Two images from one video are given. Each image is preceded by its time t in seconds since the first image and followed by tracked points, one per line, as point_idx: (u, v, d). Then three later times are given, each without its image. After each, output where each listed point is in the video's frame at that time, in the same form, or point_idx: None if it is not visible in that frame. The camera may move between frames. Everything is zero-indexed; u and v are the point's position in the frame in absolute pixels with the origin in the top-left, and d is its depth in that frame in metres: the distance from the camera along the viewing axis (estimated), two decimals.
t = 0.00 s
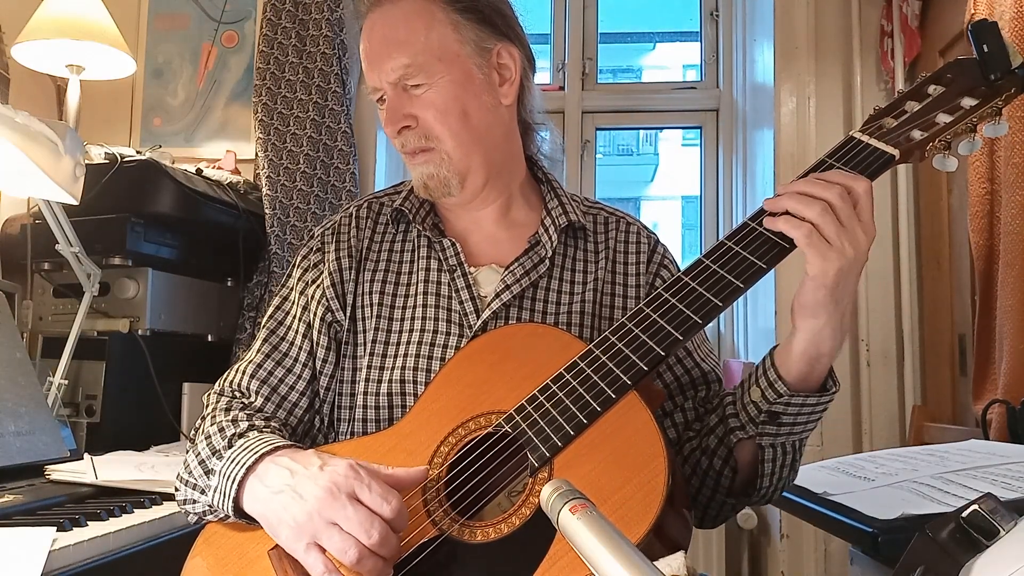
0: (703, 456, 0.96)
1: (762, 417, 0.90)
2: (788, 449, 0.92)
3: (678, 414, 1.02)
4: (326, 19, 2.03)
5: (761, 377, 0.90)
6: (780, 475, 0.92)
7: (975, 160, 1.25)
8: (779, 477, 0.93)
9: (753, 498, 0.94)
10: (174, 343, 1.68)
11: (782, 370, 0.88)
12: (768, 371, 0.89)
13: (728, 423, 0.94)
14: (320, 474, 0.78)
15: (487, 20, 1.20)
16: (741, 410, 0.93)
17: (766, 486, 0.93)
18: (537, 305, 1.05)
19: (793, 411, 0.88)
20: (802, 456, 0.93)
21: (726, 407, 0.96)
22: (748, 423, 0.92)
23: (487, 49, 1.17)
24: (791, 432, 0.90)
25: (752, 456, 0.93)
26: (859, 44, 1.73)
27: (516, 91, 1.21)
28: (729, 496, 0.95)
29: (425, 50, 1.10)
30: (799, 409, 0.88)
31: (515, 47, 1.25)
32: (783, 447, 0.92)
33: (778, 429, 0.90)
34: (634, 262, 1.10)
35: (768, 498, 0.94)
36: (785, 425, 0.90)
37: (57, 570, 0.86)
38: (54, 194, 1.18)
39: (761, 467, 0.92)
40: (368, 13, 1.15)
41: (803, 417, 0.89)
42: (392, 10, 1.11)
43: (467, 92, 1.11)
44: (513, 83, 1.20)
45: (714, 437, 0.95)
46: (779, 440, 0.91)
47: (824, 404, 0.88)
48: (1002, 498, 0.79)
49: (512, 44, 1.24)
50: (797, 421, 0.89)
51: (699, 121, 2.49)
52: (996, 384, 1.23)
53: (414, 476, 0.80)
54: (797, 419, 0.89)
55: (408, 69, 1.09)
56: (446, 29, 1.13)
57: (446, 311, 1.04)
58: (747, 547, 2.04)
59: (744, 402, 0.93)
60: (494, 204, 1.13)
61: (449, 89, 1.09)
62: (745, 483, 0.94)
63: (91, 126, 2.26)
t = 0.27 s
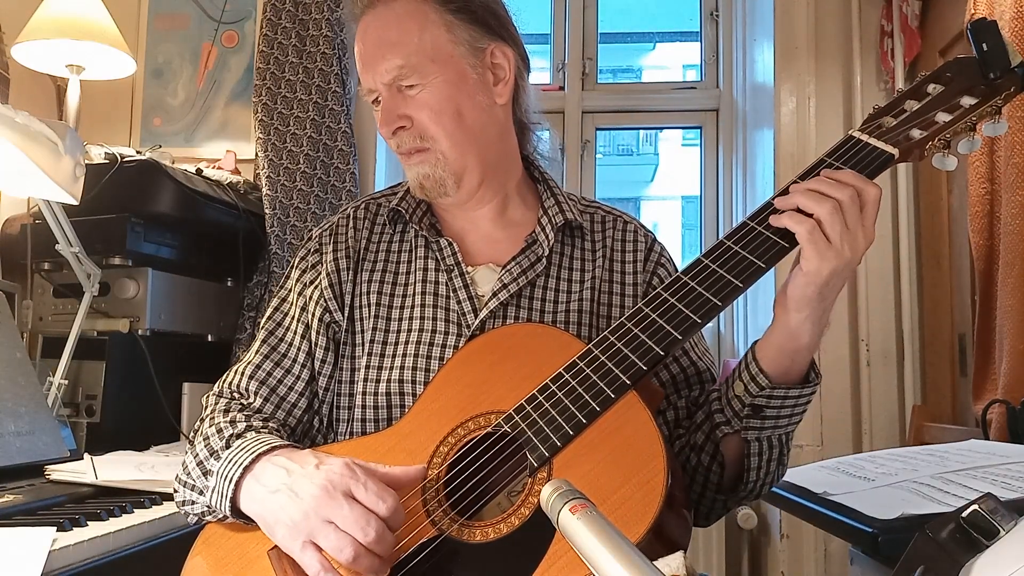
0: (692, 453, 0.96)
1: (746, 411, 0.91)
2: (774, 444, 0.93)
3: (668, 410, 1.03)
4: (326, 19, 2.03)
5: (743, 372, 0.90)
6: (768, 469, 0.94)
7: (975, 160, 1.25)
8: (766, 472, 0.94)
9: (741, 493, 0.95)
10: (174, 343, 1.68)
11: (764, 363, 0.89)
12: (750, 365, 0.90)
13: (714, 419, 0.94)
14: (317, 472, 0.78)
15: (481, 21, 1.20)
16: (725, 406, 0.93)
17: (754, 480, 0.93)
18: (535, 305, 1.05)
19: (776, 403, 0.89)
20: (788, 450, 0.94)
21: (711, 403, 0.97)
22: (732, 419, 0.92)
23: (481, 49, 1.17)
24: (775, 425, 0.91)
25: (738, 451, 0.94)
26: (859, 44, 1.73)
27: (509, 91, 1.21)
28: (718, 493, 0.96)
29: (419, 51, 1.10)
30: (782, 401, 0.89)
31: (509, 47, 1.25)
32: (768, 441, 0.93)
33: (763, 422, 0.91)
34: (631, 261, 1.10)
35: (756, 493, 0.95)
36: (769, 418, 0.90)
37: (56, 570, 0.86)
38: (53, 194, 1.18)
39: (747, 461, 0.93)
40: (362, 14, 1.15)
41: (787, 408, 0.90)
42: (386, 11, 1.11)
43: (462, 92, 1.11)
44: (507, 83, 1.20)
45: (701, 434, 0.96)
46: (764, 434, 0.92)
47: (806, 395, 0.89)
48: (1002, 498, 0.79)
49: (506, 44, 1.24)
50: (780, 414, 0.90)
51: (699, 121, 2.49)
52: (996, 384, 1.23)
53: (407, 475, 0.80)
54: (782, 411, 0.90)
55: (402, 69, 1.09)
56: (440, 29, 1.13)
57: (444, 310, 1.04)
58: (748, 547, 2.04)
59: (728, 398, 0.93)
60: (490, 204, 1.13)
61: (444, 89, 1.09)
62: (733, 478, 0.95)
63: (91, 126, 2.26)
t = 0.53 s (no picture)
0: (701, 453, 0.96)
1: (758, 415, 0.90)
2: (786, 447, 0.92)
3: (673, 411, 1.03)
4: (326, 19, 2.03)
5: (757, 375, 0.89)
6: (780, 472, 0.94)
7: (975, 160, 1.25)
8: (777, 475, 0.94)
9: (751, 495, 0.95)
10: (174, 344, 1.68)
11: (779, 368, 0.88)
12: (764, 370, 0.89)
13: (725, 421, 0.94)
14: (319, 476, 0.78)
15: (481, 20, 1.20)
16: (737, 408, 0.93)
17: (765, 483, 0.94)
18: (535, 305, 1.05)
19: (789, 409, 0.88)
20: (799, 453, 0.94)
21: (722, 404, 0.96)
22: (744, 422, 0.92)
23: (481, 49, 1.17)
24: (788, 430, 0.90)
25: (750, 454, 0.94)
26: (859, 44, 1.73)
27: (510, 91, 1.21)
28: (726, 494, 0.96)
29: (419, 51, 1.10)
30: (795, 408, 0.88)
31: (509, 46, 1.25)
32: (780, 445, 0.92)
33: (775, 427, 0.90)
34: (631, 260, 1.10)
35: (766, 495, 0.95)
36: (781, 423, 0.90)
37: (56, 570, 0.86)
38: (53, 194, 1.18)
39: (759, 465, 0.93)
40: (362, 15, 1.15)
41: (800, 416, 0.89)
42: (385, 11, 1.11)
43: (462, 92, 1.11)
44: (507, 83, 1.20)
45: (710, 435, 0.96)
46: (775, 438, 0.91)
47: (820, 403, 0.88)
48: (1002, 498, 0.79)
49: (506, 44, 1.24)
50: (793, 419, 0.89)
51: (699, 121, 2.49)
52: (996, 384, 1.23)
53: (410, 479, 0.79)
54: (794, 417, 0.89)
55: (402, 69, 1.09)
56: (440, 29, 1.13)
57: (444, 310, 1.04)
58: (748, 547, 2.04)
59: (739, 401, 0.92)
60: (490, 203, 1.13)
61: (443, 89, 1.09)
62: (743, 481, 0.95)
63: (91, 126, 2.26)
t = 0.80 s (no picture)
0: (698, 455, 0.96)
1: (756, 418, 0.90)
2: (784, 449, 0.93)
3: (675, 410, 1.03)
4: (327, 19, 2.03)
5: (754, 379, 0.90)
6: (776, 475, 0.93)
7: (975, 160, 1.25)
8: (775, 477, 0.93)
9: (748, 497, 0.94)
10: (174, 343, 1.68)
11: (777, 373, 0.87)
12: (762, 373, 0.89)
13: (722, 423, 0.94)
14: (323, 476, 0.78)
15: (483, 20, 1.20)
16: (735, 411, 0.93)
17: (762, 485, 0.93)
18: (536, 304, 1.05)
19: (787, 413, 0.88)
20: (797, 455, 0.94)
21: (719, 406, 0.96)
22: (742, 424, 0.92)
23: (483, 49, 1.17)
24: (785, 433, 0.90)
25: (747, 457, 0.93)
26: (859, 44, 1.73)
27: (512, 91, 1.21)
28: (723, 495, 0.95)
29: (421, 51, 1.10)
30: (793, 411, 0.88)
31: (511, 46, 1.25)
32: (778, 449, 0.93)
33: (772, 430, 0.90)
34: (633, 260, 1.10)
35: (761, 498, 0.95)
36: (779, 426, 0.90)
37: (57, 570, 0.86)
38: (54, 194, 1.18)
39: (756, 467, 0.92)
40: (364, 15, 1.15)
41: (797, 418, 0.89)
42: (388, 11, 1.11)
43: (464, 93, 1.11)
44: (509, 83, 1.20)
45: (708, 436, 0.96)
46: (773, 441, 0.91)
47: (818, 405, 0.88)
48: (1002, 498, 0.79)
49: (508, 44, 1.24)
50: (791, 422, 0.89)
51: (699, 121, 2.49)
52: (997, 384, 1.23)
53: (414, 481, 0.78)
54: (792, 420, 0.89)
55: (404, 69, 1.09)
56: (442, 29, 1.13)
57: (445, 310, 1.04)
58: (747, 547, 2.04)
59: (737, 403, 0.92)
60: (492, 204, 1.13)
61: (445, 89, 1.09)
62: (741, 483, 0.94)
63: (91, 126, 2.26)
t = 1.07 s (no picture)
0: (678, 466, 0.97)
1: (735, 436, 0.92)
2: (765, 462, 0.94)
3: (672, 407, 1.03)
4: (326, 19, 2.03)
5: (732, 398, 0.90)
6: (757, 485, 0.95)
7: (975, 159, 1.25)
8: (755, 488, 0.95)
9: (729, 506, 0.96)
10: (174, 344, 1.68)
11: (752, 394, 0.88)
12: (738, 393, 0.89)
13: (702, 438, 0.95)
14: (323, 485, 0.78)
15: (482, 20, 1.20)
16: (715, 428, 0.94)
17: (745, 493, 0.94)
18: (535, 304, 1.05)
19: (764, 430, 0.90)
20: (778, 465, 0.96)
21: (700, 422, 0.97)
22: (721, 441, 0.93)
23: (483, 49, 1.17)
24: (765, 447, 0.91)
25: (727, 472, 0.94)
26: (859, 44, 1.73)
27: (512, 91, 1.21)
28: (706, 503, 0.96)
29: (421, 51, 1.10)
30: (770, 428, 0.89)
31: (511, 46, 1.25)
32: (759, 462, 0.94)
33: (752, 447, 0.91)
34: (632, 260, 1.10)
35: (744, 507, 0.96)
36: (758, 442, 0.91)
37: (57, 570, 0.86)
38: (53, 194, 1.18)
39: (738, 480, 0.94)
40: (364, 15, 1.15)
41: (775, 433, 0.90)
42: (387, 11, 1.11)
43: (463, 93, 1.11)
44: (509, 83, 1.20)
45: (690, 449, 0.97)
46: (754, 456, 0.92)
47: (794, 420, 0.89)
48: (1002, 499, 0.79)
49: (507, 44, 1.24)
50: (770, 437, 0.90)
51: (699, 121, 2.49)
52: (996, 385, 1.23)
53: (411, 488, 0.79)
54: (770, 436, 0.90)
55: (403, 70, 1.09)
56: (442, 29, 1.12)
57: (444, 309, 1.04)
58: (748, 547, 2.04)
59: (718, 420, 0.93)
60: (491, 204, 1.13)
61: (445, 89, 1.09)
62: (723, 491, 0.95)
63: (91, 126, 2.26)
